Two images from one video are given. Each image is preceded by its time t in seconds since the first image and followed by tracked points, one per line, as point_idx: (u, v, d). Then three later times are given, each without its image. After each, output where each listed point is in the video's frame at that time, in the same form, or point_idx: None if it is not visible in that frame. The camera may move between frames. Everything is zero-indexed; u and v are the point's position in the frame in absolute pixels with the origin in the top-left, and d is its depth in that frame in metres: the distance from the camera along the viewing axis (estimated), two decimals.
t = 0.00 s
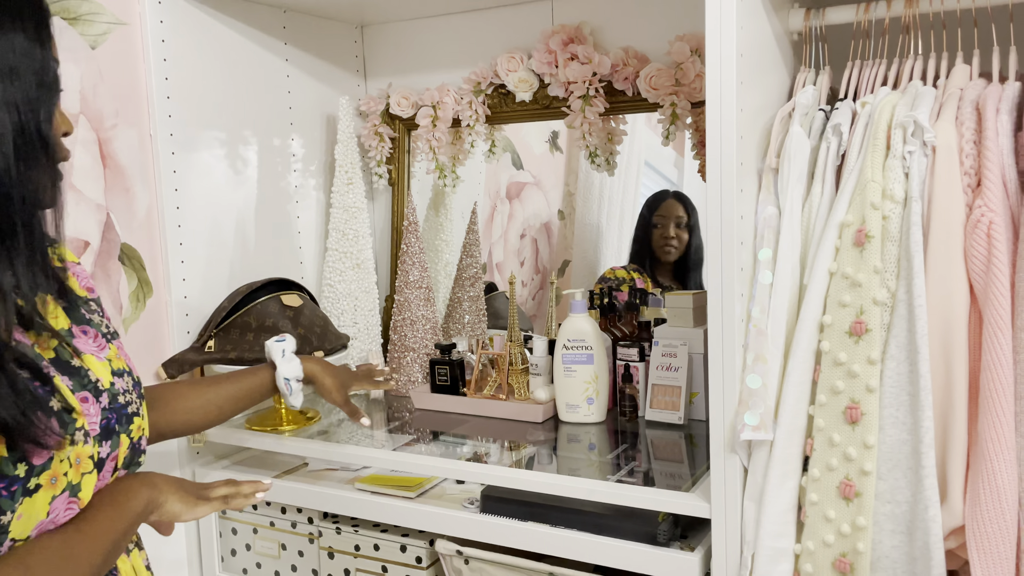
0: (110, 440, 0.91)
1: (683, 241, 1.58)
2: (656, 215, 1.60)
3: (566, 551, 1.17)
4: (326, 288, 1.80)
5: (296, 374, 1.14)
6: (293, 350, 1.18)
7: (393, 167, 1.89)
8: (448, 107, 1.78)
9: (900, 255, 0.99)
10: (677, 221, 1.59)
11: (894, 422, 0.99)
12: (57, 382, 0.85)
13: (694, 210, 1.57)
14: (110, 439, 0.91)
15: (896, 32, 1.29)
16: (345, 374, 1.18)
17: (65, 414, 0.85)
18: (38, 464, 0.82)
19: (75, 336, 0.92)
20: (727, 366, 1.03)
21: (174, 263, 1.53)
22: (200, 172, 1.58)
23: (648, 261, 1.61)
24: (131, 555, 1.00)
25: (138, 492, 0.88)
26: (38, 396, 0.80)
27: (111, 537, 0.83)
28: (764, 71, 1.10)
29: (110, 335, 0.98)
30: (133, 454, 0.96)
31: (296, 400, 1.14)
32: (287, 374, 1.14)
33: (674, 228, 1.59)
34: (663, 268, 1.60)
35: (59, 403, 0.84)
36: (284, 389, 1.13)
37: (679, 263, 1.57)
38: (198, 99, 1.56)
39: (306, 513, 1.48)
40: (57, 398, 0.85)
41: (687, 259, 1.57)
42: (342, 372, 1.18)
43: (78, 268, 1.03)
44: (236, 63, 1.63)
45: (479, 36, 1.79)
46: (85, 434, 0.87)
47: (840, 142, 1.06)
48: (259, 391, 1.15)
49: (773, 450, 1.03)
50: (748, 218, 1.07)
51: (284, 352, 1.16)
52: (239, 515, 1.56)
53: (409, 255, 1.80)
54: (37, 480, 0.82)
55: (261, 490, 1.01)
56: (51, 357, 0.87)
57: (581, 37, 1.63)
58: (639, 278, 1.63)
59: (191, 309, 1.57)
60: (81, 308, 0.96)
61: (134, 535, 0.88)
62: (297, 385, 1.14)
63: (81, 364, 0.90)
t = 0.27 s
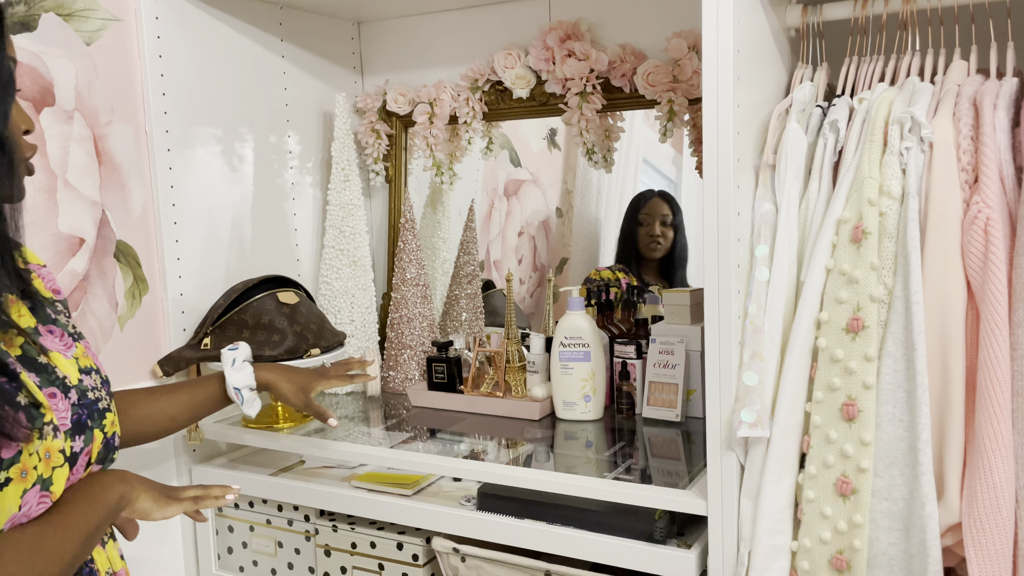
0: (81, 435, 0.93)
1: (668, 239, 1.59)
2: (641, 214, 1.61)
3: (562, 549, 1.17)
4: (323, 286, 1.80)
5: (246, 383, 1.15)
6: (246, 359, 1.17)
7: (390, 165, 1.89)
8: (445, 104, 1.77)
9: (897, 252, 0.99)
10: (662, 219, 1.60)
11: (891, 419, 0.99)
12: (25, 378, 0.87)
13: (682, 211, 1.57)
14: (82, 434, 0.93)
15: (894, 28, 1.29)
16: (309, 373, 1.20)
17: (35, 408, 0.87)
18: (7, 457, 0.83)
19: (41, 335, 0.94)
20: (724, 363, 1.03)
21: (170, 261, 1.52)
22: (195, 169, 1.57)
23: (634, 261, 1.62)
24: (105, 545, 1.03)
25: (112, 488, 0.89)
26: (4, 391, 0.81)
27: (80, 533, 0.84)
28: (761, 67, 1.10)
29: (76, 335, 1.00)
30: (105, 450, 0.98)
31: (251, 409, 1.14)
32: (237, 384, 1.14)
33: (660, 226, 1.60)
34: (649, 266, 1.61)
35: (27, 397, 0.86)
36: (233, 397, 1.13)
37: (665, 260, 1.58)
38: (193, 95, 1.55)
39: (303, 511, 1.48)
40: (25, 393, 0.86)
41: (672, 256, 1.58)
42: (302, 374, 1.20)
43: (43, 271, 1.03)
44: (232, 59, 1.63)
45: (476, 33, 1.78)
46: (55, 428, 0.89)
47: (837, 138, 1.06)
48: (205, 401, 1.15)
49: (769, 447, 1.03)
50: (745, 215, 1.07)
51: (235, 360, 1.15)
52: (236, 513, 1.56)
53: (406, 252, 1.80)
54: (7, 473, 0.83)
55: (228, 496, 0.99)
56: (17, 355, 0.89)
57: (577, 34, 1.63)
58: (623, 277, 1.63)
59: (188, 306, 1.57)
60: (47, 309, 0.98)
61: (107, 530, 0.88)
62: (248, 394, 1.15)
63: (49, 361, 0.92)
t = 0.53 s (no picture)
0: (64, 431, 0.93)
1: (660, 237, 1.59)
2: (633, 213, 1.61)
3: (560, 547, 1.16)
4: (320, 283, 1.79)
5: (206, 376, 1.09)
6: (195, 354, 1.11)
7: (388, 161, 1.88)
8: (442, 100, 1.76)
9: (897, 247, 0.98)
10: (653, 218, 1.59)
11: (890, 416, 0.98)
12: (10, 375, 0.86)
13: (678, 209, 1.57)
14: (65, 430, 0.93)
15: (894, 22, 1.28)
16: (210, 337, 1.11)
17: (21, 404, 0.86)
18: None
19: (20, 332, 0.92)
20: (722, 360, 1.02)
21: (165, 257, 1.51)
22: (191, 165, 1.56)
23: (625, 260, 1.61)
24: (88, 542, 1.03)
25: (96, 486, 0.90)
26: None
27: (68, 529, 0.85)
28: (760, 62, 1.09)
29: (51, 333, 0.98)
30: (85, 448, 0.98)
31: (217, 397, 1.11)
32: (195, 380, 1.08)
33: (651, 225, 1.60)
34: (642, 265, 1.60)
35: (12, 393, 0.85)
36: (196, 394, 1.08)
37: (657, 259, 1.58)
38: (188, 91, 1.55)
39: (299, 509, 1.47)
40: (11, 389, 0.86)
41: (664, 255, 1.58)
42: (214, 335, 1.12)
43: (10, 271, 0.97)
44: (228, 55, 1.62)
45: (474, 28, 1.77)
46: (40, 424, 0.89)
47: (837, 133, 1.05)
48: (163, 402, 1.10)
49: (768, 444, 1.02)
50: (743, 210, 1.06)
51: (185, 357, 1.09)
52: (232, 511, 1.55)
53: (404, 249, 1.79)
54: None
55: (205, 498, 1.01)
56: None
57: (576, 29, 1.62)
58: (613, 278, 1.63)
59: (184, 303, 1.56)
60: (23, 308, 0.94)
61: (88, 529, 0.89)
62: (210, 386, 1.10)
63: (30, 359, 0.90)
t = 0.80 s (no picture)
0: (57, 427, 0.94)
1: (659, 238, 1.59)
2: (633, 213, 1.61)
3: (562, 545, 1.17)
4: (322, 281, 1.79)
5: (181, 376, 1.22)
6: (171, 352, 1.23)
7: (389, 159, 1.87)
8: (443, 98, 1.76)
9: (900, 246, 0.98)
10: (653, 219, 1.60)
11: (893, 414, 0.98)
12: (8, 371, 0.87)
13: (680, 208, 1.57)
14: (58, 426, 0.94)
15: (896, 20, 1.28)
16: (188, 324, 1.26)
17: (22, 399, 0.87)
18: (6, 446, 0.83)
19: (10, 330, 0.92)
20: (725, 358, 1.02)
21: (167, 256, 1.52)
22: (193, 164, 1.56)
23: (624, 260, 1.62)
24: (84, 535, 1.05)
25: (90, 480, 0.91)
26: None
27: (72, 520, 0.86)
28: (762, 61, 1.09)
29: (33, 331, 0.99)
30: (76, 445, 0.99)
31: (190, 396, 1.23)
32: (172, 379, 1.21)
33: (651, 225, 1.60)
34: (642, 265, 1.61)
35: (16, 388, 0.86)
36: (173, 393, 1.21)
37: (657, 259, 1.59)
38: (189, 90, 1.54)
39: (301, 507, 1.47)
40: (12, 384, 0.87)
41: (663, 256, 1.59)
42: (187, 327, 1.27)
43: None
44: (229, 53, 1.62)
45: (475, 27, 1.77)
46: (39, 419, 0.90)
47: (839, 132, 1.05)
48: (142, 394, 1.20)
49: (770, 443, 1.02)
50: (745, 209, 1.06)
51: (163, 357, 1.21)
52: (235, 509, 1.56)
53: (405, 248, 1.79)
54: (5, 462, 0.83)
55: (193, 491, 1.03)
56: None
57: (577, 28, 1.62)
58: (611, 277, 1.63)
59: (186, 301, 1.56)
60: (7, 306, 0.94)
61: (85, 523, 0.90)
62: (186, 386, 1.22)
63: (23, 356, 0.91)
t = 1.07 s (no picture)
0: (46, 429, 0.94)
1: (660, 236, 1.59)
2: (636, 210, 1.61)
3: (566, 544, 1.16)
4: (324, 280, 1.78)
5: (189, 372, 1.30)
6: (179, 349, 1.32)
7: (391, 158, 1.87)
8: (445, 96, 1.76)
9: (904, 243, 0.98)
10: (654, 216, 1.59)
11: (898, 413, 0.98)
12: None
13: (682, 206, 1.56)
14: (46, 428, 0.94)
15: (899, 17, 1.27)
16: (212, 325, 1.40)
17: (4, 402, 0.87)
18: None
19: None
20: (728, 356, 1.02)
21: (170, 254, 1.51)
22: (195, 162, 1.56)
23: (625, 257, 1.62)
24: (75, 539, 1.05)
25: (82, 483, 0.92)
26: None
27: (55, 524, 0.87)
28: (765, 58, 1.09)
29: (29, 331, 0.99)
30: (69, 446, 0.99)
31: (196, 393, 1.32)
32: (182, 375, 1.29)
33: (652, 223, 1.60)
34: (642, 262, 1.60)
35: None
36: (183, 388, 1.29)
37: (658, 256, 1.59)
38: (191, 88, 1.54)
39: (304, 506, 1.47)
40: None
41: (663, 254, 1.59)
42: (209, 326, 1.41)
43: None
44: (231, 51, 1.62)
45: (477, 24, 1.77)
46: (23, 421, 0.90)
47: (843, 129, 1.04)
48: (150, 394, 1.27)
49: (774, 441, 1.02)
50: (749, 207, 1.05)
51: (173, 353, 1.30)
52: (237, 508, 1.56)
53: (408, 246, 1.79)
54: None
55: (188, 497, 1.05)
56: None
57: (579, 25, 1.62)
58: (612, 275, 1.63)
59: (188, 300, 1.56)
60: None
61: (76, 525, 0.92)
62: (192, 381, 1.31)
63: (10, 357, 0.91)
